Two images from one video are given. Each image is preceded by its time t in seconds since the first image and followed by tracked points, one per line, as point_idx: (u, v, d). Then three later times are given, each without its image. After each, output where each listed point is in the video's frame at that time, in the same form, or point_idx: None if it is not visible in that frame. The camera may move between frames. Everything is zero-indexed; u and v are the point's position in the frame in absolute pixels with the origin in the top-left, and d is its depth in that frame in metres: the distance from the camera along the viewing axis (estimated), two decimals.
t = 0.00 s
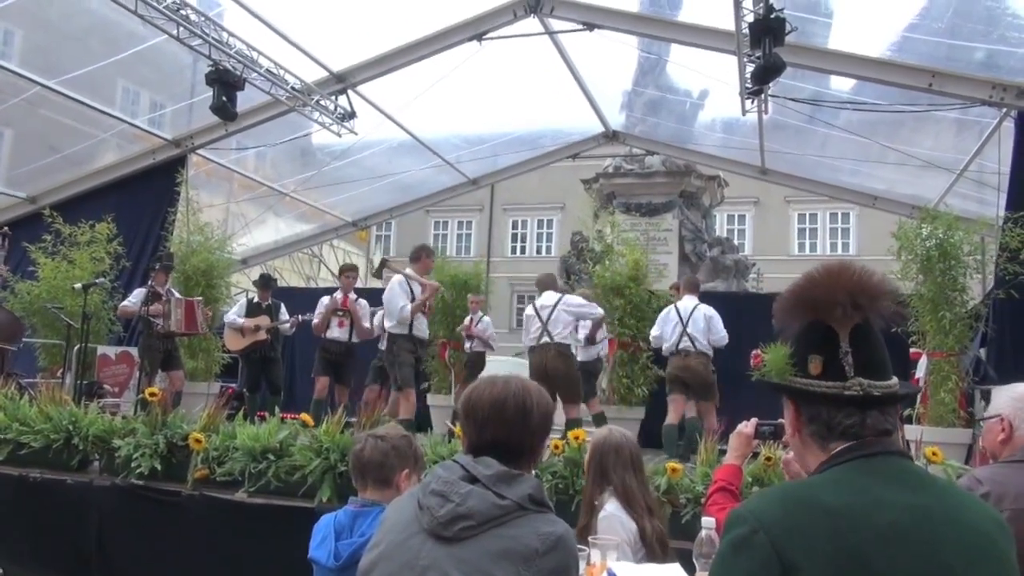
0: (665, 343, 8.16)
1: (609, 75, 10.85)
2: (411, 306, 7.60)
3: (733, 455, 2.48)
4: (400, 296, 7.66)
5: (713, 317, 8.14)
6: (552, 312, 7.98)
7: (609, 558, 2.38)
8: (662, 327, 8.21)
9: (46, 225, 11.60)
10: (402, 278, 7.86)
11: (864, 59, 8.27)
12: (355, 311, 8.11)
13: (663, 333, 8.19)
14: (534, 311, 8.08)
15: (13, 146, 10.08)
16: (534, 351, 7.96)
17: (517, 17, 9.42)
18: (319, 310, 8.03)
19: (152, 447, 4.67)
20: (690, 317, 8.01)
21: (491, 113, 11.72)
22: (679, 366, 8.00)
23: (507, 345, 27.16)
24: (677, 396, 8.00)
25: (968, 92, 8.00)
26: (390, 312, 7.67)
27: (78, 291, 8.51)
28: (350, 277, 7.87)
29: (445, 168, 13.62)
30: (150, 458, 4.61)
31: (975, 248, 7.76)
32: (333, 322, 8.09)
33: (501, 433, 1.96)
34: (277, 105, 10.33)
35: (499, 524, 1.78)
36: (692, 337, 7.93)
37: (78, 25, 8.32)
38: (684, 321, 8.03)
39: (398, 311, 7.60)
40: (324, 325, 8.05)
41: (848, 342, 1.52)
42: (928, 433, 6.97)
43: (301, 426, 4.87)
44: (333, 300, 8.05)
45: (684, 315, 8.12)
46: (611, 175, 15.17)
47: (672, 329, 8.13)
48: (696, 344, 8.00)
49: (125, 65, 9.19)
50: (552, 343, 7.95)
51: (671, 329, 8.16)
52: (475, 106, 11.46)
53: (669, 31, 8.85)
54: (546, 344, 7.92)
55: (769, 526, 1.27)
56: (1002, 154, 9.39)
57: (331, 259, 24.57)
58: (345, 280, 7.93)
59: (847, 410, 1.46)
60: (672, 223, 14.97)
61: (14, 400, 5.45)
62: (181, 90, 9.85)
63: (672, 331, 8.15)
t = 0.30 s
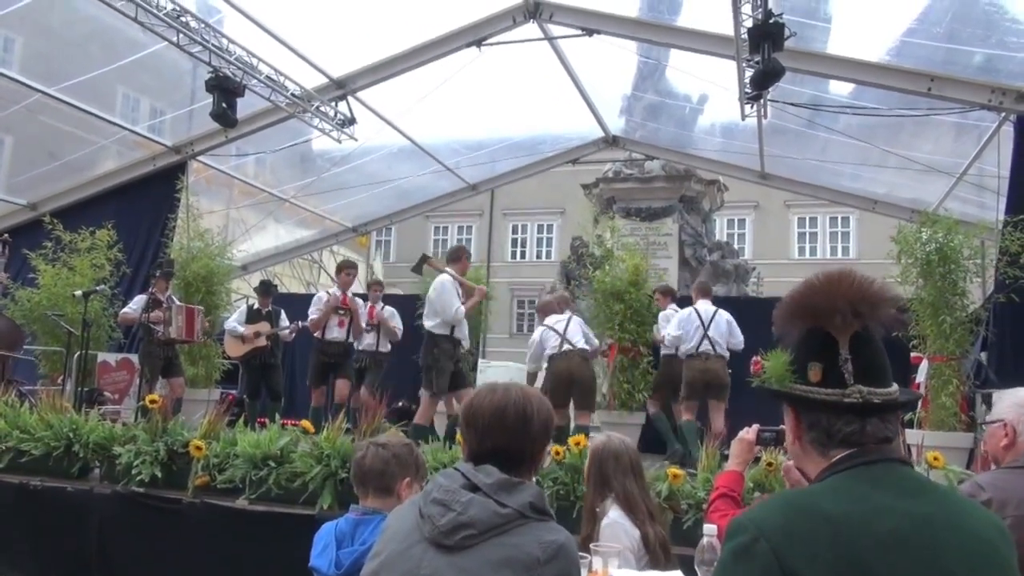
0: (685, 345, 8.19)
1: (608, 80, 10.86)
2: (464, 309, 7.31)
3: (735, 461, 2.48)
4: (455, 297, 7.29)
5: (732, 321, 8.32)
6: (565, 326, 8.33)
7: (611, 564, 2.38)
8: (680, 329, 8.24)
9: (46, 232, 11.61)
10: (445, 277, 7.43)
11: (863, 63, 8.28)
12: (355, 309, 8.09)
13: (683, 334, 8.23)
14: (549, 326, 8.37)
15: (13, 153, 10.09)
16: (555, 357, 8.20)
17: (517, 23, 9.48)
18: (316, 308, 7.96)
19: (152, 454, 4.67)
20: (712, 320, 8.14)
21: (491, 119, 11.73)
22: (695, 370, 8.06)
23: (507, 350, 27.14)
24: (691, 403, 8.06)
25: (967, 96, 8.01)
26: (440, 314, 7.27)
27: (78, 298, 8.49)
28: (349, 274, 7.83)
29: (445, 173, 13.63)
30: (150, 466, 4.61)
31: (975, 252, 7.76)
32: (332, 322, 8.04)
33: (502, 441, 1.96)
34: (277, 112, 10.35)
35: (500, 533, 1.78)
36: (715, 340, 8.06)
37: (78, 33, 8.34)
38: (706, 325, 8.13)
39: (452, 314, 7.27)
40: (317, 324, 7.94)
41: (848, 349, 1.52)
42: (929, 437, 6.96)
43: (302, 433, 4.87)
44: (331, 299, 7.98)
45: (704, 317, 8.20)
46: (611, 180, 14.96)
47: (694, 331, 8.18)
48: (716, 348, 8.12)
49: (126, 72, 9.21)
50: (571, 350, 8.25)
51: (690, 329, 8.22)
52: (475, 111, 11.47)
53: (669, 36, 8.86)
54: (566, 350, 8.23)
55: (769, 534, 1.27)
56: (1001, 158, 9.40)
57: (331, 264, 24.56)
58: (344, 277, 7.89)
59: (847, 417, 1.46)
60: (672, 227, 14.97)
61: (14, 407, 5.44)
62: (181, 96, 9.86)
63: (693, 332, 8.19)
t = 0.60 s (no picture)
0: (686, 364, 8.20)
1: (606, 92, 10.90)
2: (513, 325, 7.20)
3: (734, 473, 2.47)
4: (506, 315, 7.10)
5: (728, 337, 8.40)
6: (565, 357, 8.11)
7: None
8: (680, 348, 8.26)
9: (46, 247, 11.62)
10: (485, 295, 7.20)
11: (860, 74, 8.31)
12: (364, 323, 7.97)
13: (683, 353, 8.23)
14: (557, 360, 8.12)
15: (13, 167, 10.11)
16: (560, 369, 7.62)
17: (514, 36, 9.49)
18: (324, 322, 7.79)
19: (152, 469, 4.67)
20: (711, 337, 8.17)
21: (489, 131, 11.77)
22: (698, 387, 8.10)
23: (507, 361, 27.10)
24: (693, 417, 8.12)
25: (964, 106, 8.04)
26: (491, 333, 7.10)
27: (78, 313, 8.49)
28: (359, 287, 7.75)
29: (444, 186, 13.66)
30: (150, 481, 4.60)
31: (973, 261, 7.76)
32: (343, 337, 7.89)
33: (502, 456, 1.96)
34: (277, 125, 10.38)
35: (500, 548, 1.78)
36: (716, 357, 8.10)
37: (78, 48, 8.37)
38: (704, 342, 8.16)
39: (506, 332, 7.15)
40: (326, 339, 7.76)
41: (845, 365, 1.52)
42: (930, 447, 6.95)
43: (302, 447, 4.86)
44: (341, 313, 7.84)
45: (699, 336, 8.26)
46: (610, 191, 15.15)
47: (693, 350, 8.20)
48: (717, 364, 8.14)
49: (125, 86, 9.23)
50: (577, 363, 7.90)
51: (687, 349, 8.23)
52: (473, 123, 11.51)
53: (667, 48, 8.90)
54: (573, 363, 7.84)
55: (768, 550, 1.27)
56: (999, 167, 9.42)
57: (331, 277, 24.58)
58: (351, 290, 7.78)
59: (843, 432, 1.46)
60: (671, 238, 14.99)
61: (14, 422, 5.44)
62: (181, 110, 9.90)
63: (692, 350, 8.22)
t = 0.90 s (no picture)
0: (676, 372, 8.16)
1: (605, 103, 10.93)
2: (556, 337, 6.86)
3: (733, 485, 2.44)
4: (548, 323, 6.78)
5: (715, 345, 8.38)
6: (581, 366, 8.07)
7: None
8: (669, 357, 8.22)
9: (46, 258, 11.64)
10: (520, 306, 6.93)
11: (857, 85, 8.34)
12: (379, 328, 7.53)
13: (673, 362, 8.20)
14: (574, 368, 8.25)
15: (14, 179, 10.13)
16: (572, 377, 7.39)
17: (513, 48, 9.52)
18: (343, 329, 7.24)
19: (150, 481, 4.64)
20: (700, 346, 8.14)
21: (488, 142, 11.79)
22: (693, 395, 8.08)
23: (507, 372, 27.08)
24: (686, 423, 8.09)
25: (961, 117, 8.07)
26: (536, 341, 6.76)
27: (77, 325, 8.48)
28: (372, 289, 7.29)
29: (443, 196, 13.68)
30: (148, 493, 4.57)
31: (972, 271, 7.76)
32: (360, 344, 7.42)
33: (502, 469, 1.96)
34: (276, 137, 10.41)
35: (499, 562, 1.78)
36: (705, 365, 8.08)
37: (78, 60, 8.39)
38: (694, 351, 8.13)
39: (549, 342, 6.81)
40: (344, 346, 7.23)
41: (842, 376, 1.52)
42: (929, 457, 6.94)
43: (301, 458, 4.85)
44: (359, 319, 7.34)
45: (685, 343, 8.23)
46: (608, 202, 15.14)
47: (683, 359, 8.15)
48: (706, 372, 8.13)
49: (126, 98, 9.26)
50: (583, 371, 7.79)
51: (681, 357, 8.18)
52: (472, 134, 11.53)
53: (665, 60, 8.94)
54: (585, 371, 7.66)
55: (767, 564, 1.27)
56: (996, 177, 9.45)
57: (331, 288, 24.60)
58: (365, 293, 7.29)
59: (842, 445, 1.46)
60: (670, 248, 15.01)
61: (13, 434, 5.43)
62: (181, 122, 9.92)
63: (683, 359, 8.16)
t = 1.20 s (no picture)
0: (666, 387, 8.17)
1: (603, 113, 10.96)
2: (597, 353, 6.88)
3: (730, 497, 2.43)
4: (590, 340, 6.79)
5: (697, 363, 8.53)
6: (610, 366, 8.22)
7: None
8: (661, 371, 8.21)
9: (43, 269, 11.63)
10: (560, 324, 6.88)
11: (854, 94, 8.37)
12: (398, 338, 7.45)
13: (665, 376, 8.20)
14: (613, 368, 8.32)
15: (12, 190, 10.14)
16: (591, 387, 7.47)
17: (511, 58, 9.53)
18: (369, 341, 7.09)
19: (147, 493, 4.63)
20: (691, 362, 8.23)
21: (486, 151, 11.81)
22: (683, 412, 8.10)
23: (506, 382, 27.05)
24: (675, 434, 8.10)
25: (957, 126, 8.10)
26: (579, 359, 6.74)
27: (75, 336, 8.45)
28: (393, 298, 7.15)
29: (441, 206, 13.70)
30: (146, 505, 4.57)
31: (969, 280, 7.77)
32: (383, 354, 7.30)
33: (500, 481, 1.96)
34: (275, 147, 10.43)
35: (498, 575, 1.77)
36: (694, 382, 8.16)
37: (76, 71, 8.41)
38: (685, 366, 8.18)
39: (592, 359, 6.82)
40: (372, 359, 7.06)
41: (835, 387, 1.53)
42: (928, 466, 6.93)
43: (299, 470, 4.84)
44: (383, 330, 7.20)
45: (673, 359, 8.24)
46: (606, 211, 15.17)
47: (674, 374, 8.19)
48: (694, 389, 8.21)
49: (124, 109, 9.27)
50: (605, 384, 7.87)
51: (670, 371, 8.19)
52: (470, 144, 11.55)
53: (662, 70, 8.97)
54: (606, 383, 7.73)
55: None
56: (993, 186, 9.47)
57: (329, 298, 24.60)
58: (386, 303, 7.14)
59: (837, 456, 1.46)
60: (668, 257, 15.02)
61: (10, 446, 5.42)
62: (179, 132, 9.93)
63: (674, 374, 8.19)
